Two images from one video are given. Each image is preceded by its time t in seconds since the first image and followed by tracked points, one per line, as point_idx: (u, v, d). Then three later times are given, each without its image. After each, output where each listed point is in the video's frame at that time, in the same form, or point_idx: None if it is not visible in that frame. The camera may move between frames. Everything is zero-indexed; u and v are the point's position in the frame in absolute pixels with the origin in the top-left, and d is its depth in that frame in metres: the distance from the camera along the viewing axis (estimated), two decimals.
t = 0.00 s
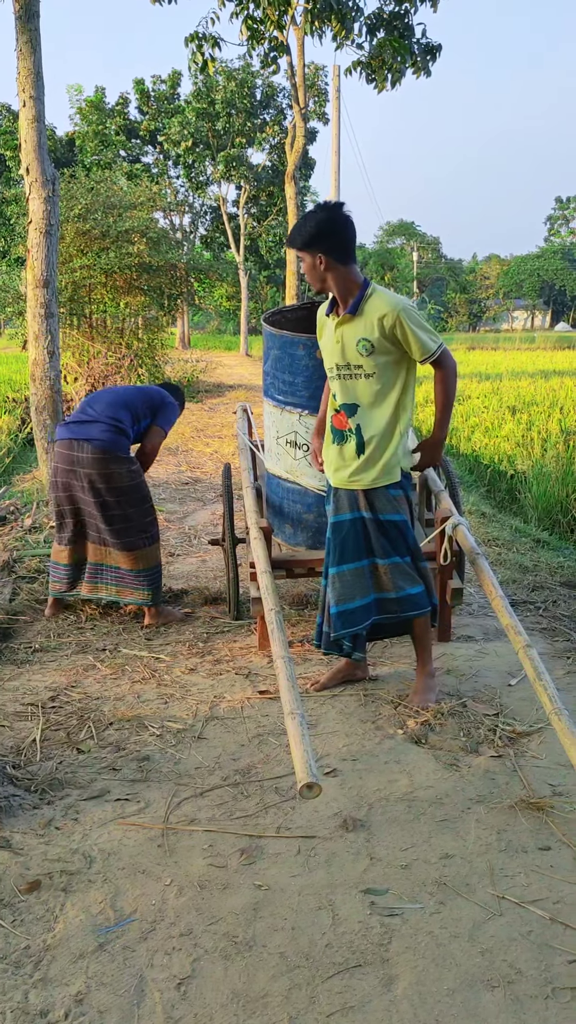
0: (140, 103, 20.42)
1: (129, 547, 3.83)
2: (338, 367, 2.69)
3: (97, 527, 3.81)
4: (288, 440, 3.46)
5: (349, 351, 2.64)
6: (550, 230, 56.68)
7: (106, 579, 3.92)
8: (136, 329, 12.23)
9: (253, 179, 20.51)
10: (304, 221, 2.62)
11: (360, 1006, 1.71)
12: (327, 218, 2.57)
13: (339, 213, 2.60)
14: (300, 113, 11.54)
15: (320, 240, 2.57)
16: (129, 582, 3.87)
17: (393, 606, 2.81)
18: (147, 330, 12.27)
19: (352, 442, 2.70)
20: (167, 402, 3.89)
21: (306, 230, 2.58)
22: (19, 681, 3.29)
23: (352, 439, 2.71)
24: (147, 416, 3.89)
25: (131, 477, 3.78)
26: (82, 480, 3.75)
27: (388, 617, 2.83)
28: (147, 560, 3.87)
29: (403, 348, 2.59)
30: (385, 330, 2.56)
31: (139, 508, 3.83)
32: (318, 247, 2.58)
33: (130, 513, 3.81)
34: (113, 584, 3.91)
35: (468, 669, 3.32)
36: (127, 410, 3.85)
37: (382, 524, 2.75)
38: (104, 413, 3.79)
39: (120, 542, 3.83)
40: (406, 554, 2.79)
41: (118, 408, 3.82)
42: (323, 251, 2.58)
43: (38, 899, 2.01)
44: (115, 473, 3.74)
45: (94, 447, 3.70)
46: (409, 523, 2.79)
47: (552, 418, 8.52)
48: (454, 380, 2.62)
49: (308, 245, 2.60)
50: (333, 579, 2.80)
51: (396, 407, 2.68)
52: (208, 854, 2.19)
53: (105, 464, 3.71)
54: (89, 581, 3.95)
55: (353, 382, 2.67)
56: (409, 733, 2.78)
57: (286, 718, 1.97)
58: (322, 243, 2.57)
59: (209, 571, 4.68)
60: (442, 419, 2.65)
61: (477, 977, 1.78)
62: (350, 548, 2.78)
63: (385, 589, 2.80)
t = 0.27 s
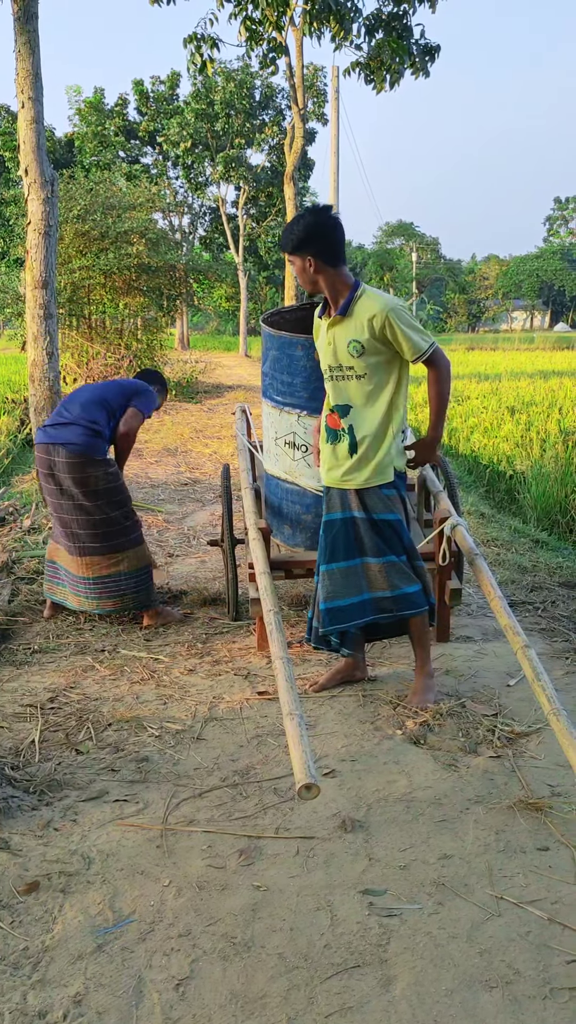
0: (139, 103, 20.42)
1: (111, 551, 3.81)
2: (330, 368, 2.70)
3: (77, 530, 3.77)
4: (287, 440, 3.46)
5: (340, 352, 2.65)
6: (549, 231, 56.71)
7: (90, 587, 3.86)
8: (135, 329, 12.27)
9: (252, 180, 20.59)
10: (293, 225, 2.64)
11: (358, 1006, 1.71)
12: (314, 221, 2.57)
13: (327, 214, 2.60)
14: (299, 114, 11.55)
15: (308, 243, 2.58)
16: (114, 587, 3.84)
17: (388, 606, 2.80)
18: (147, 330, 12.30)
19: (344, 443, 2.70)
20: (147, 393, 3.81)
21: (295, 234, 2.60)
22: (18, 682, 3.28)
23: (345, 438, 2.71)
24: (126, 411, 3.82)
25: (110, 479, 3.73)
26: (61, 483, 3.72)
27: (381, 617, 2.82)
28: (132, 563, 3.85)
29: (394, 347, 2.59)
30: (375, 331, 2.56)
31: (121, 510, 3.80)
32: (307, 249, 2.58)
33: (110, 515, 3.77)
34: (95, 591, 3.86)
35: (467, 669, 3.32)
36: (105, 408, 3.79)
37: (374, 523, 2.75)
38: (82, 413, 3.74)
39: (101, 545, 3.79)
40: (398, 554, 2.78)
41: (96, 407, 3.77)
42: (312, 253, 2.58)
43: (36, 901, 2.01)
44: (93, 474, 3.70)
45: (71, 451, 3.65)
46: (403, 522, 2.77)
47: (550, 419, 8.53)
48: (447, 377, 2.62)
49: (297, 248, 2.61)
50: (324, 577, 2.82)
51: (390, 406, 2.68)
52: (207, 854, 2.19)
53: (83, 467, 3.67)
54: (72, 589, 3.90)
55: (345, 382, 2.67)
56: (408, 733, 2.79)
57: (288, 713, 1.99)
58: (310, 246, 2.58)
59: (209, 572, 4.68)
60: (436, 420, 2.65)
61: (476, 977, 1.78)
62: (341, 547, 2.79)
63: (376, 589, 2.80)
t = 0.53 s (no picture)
0: (139, 104, 20.42)
1: (97, 550, 3.78)
2: (322, 369, 2.72)
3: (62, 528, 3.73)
4: (286, 441, 3.46)
5: (330, 353, 2.66)
6: (549, 231, 56.73)
7: (72, 587, 3.85)
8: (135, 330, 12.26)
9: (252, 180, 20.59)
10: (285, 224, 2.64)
11: (358, 1007, 1.71)
12: (305, 222, 2.58)
13: (317, 216, 2.60)
14: (299, 115, 11.55)
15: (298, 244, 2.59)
16: (99, 586, 3.84)
17: (383, 606, 2.80)
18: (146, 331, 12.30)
19: (334, 443, 2.74)
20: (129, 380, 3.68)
21: (285, 234, 2.60)
22: (18, 683, 3.28)
23: (336, 438, 2.74)
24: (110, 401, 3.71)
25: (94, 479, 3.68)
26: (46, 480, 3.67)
27: (376, 616, 2.82)
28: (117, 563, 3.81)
29: (382, 347, 2.59)
30: (363, 331, 2.57)
31: (107, 507, 3.75)
32: (297, 250, 2.59)
33: (96, 512, 3.73)
34: (83, 591, 3.85)
35: (467, 670, 3.32)
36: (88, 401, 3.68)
37: (368, 524, 2.74)
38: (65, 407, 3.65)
39: (87, 544, 3.76)
40: (392, 554, 2.77)
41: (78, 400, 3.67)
42: (301, 254, 2.59)
43: (36, 902, 2.01)
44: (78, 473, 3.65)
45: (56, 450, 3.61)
46: (397, 523, 2.76)
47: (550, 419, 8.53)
48: (436, 377, 2.61)
49: (287, 248, 2.61)
50: (319, 577, 2.84)
51: (381, 406, 2.69)
52: (207, 855, 2.19)
53: (68, 467, 3.63)
54: (52, 587, 3.86)
55: (335, 383, 2.69)
56: (408, 734, 2.79)
57: (284, 715, 2.01)
58: (300, 247, 2.59)
59: (209, 572, 4.69)
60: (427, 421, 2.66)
61: (475, 978, 1.78)
62: (335, 547, 2.79)
63: (371, 589, 2.80)
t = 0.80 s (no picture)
0: (139, 105, 20.43)
1: (96, 551, 3.78)
2: (313, 369, 2.72)
3: (63, 530, 3.75)
4: (287, 442, 3.46)
5: (321, 353, 2.66)
6: (549, 231, 56.75)
7: (72, 589, 3.86)
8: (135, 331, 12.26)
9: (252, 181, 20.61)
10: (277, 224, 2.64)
11: (359, 1008, 1.71)
12: (296, 223, 2.58)
13: (309, 217, 2.60)
14: (299, 116, 11.56)
15: (290, 244, 2.58)
16: (98, 588, 3.83)
17: (378, 606, 2.80)
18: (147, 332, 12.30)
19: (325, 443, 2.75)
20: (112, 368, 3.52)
21: (277, 235, 2.60)
22: (18, 684, 3.28)
23: (328, 439, 2.74)
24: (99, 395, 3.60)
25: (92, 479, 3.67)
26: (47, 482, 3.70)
27: (371, 617, 2.82)
28: (114, 564, 3.80)
29: (371, 348, 2.60)
30: (353, 331, 2.57)
31: (107, 507, 3.75)
32: (288, 251, 2.59)
33: (95, 512, 3.73)
34: (83, 591, 3.86)
35: (467, 670, 3.32)
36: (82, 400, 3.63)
37: (361, 524, 2.74)
38: (61, 408, 3.63)
39: (86, 546, 3.77)
40: (386, 554, 2.77)
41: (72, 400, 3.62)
42: (292, 256, 2.59)
43: (37, 903, 2.01)
44: (77, 474, 3.65)
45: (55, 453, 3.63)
46: (390, 522, 2.76)
47: (550, 419, 8.54)
48: (424, 378, 2.62)
49: (278, 248, 2.61)
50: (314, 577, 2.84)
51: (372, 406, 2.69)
52: (208, 856, 2.19)
53: (67, 469, 3.64)
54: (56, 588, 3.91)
55: (326, 383, 2.70)
56: (408, 735, 2.79)
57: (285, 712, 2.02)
58: (291, 248, 2.59)
59: (209, 573, 4.69)
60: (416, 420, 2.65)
61: (476, 979, 1.78)
62: (329, 547, 2.79)
63: (366, 588, 2.79)
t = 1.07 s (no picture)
0: (140, 106, 20.45)
1: (98, 550, 3.78)
2: (308, 369, 2.73)
3: (67, 528, 3.77)
4: (287, 442, 3.46)
5: (315, 353, 2.67)
6: (549, 232, 56.75)
7: (75, 587, 3.88)
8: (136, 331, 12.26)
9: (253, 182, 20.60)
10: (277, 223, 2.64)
11: (360, 1008, 1.71)
12: (295, 223, 2.59)
13: (308, 218, 2.60)
14: (299, 116, 11.56)
15: (287, 244, 2.59)
16: (100, 588, 3.83)
17: (373, 605, 2.80)
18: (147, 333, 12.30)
19: (318, 443, 2.76)
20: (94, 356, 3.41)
21: (275, 234, 2.60)
22: (19, 685, 3.28)
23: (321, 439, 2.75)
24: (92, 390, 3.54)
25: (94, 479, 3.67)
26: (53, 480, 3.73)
27: (367, 616, 2.82)
28: (115, 564, 3.80)
29: (365, 348, 2.59)
30: (346, 332, 2.56)
31: (109, 505, 3.75)
32: (285, 250, 2.59)
33: (98, 511, 3.73)
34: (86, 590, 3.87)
35: (468, 671, 3.32)
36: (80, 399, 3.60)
37: (354, 524, 2.74)
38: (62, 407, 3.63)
39: (89, 545, 3.77)
40: (380, 554, 2.77)
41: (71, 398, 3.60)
42: (289, 255, 2.59)
43: (38, 903, 2.01)
44: (80, 473, 3.66)
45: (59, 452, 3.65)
46: (385, 522, 2.75)
47: (551, 419, 8.54)
48: (417, 379, 2.61)
49: (276, 247, 2.62)
50: (309, 577, 2.85)
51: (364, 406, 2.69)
52: (209, 856, 2.19)
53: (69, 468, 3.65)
54: (60, 585, 3.93)
55: (320, 383, 2.70)
56: (409, 735, 2.79)
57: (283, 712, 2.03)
58: (289, 247, 2.59)
59: (210, 573, 4.69)
60: (410, 419, 2.64)
61: (478, 979, 1.78)
62: (323, 547, 2.80)
63: (360, 588, 2.79)
